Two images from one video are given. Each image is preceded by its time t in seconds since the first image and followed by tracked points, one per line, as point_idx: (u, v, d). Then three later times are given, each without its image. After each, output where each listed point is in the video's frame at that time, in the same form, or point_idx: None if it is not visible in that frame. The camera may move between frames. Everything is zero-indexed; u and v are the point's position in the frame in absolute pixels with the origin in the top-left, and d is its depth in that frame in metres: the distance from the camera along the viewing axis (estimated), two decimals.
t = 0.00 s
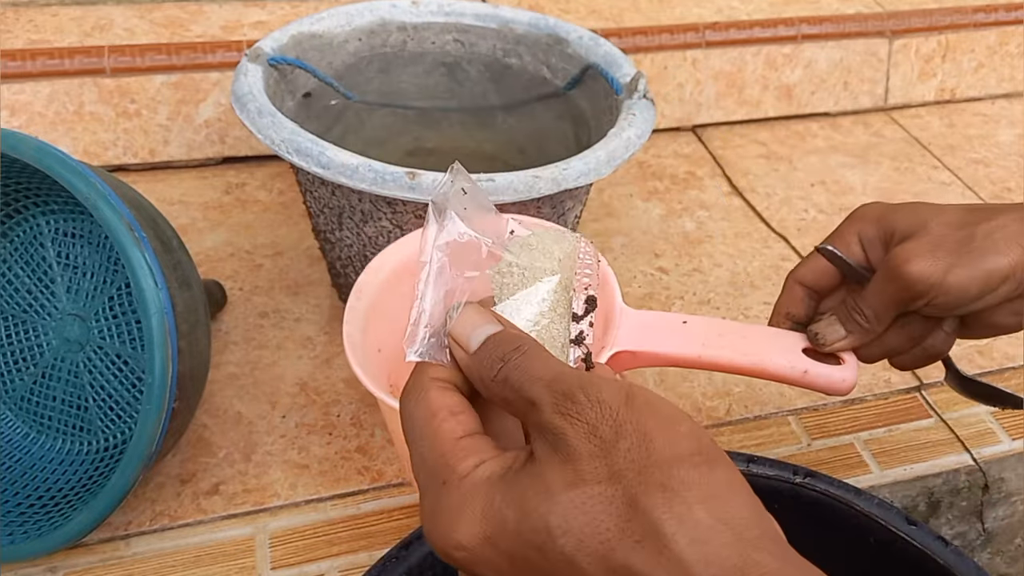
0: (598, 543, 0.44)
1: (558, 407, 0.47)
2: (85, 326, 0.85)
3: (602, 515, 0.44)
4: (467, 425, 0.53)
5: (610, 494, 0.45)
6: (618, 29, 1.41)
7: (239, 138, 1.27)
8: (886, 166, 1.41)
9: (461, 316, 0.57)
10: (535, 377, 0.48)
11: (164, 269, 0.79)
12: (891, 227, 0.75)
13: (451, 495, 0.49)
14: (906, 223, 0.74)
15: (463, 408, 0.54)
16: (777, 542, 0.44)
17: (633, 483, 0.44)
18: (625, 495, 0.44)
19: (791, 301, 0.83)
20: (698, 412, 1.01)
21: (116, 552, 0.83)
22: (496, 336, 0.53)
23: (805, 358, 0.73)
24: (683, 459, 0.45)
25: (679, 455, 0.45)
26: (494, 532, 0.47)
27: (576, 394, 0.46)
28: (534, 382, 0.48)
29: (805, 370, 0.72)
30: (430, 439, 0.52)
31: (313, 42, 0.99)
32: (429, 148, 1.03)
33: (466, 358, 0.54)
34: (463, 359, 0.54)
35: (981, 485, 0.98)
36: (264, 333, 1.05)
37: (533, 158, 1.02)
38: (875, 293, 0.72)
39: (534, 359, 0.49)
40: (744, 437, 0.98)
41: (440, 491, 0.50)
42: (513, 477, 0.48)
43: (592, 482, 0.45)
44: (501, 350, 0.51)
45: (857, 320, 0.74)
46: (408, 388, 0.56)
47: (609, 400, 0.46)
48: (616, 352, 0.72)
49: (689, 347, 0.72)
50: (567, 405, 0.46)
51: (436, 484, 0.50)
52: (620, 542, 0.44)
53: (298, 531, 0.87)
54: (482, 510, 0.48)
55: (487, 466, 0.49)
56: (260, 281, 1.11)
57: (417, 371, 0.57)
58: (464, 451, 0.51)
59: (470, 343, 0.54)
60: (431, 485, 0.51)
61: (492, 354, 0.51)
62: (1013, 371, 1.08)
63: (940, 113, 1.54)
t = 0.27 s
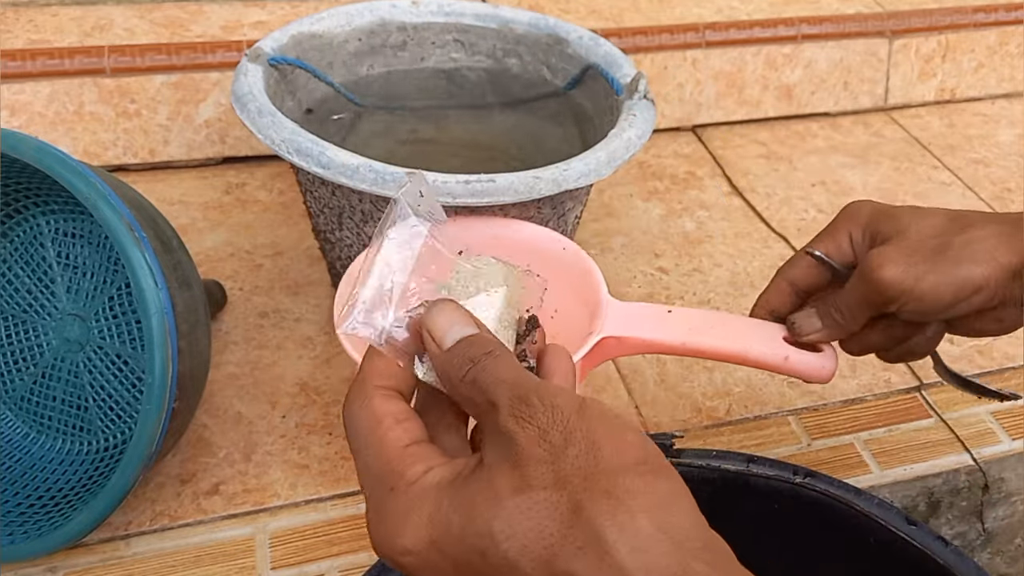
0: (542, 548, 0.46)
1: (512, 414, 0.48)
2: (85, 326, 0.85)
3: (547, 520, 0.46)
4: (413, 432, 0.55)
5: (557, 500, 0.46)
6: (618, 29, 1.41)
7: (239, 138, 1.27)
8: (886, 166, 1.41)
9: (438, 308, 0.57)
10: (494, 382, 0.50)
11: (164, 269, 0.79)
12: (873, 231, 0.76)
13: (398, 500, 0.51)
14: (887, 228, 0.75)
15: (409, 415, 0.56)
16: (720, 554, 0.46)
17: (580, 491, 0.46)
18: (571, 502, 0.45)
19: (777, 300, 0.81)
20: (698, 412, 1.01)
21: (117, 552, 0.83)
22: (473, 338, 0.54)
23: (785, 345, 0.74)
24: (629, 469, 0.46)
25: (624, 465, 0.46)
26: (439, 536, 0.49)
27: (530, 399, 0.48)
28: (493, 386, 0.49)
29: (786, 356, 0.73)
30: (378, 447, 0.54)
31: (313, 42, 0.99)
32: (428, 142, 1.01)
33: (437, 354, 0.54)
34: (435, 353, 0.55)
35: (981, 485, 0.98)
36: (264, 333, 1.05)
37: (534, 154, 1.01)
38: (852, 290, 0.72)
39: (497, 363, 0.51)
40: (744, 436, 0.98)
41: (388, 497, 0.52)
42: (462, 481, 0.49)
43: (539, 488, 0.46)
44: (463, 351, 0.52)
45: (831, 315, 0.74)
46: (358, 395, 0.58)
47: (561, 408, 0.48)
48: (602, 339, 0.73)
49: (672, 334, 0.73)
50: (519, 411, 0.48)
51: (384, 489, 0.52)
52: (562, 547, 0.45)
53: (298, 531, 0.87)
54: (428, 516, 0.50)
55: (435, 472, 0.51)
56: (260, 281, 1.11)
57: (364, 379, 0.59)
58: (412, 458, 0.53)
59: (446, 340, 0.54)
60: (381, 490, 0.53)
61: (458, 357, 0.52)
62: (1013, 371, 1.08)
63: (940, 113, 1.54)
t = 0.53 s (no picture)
0: (492, 514, 0.44)
1: (482, 385, 0.48)
2: (85, 326, 0.85)
3: (501, 486, 0.44)
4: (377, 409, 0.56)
5: (511, 467, 0.44)
6: (618, 29, 1.41)
7: (239, 138, 1.27)
8: (886, 166, 1.41)
9: (476, 319, 0.64)
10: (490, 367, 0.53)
11: (164, 269, 0.79)
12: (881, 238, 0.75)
13: (361, 463, 0.51)
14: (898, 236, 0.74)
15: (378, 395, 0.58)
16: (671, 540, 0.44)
17: (537, 458, 0.44)
18: (526, 468, 0.44)
19: (789, 287, 0.80)
20: (698, 412, 1.01)
21: (117, 552, 0.83)
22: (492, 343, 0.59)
23: (797, 334, 0.75)
24: (589, 445, 0.45)
25: (583, 440, 0.45)
26: (395, 499, 0.48)
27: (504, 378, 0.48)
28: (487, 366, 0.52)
29: (799, 344, 0.74)
30: (345, 415, 0.55)
31: (313, 42, 0.99)
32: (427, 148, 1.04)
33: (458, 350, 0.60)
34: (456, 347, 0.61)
35: (981, 485, 0.98)
36: (264, 333, 1.05)
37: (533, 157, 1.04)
38: (858, 287, 0.72)
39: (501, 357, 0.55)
40: (744, 436, 0.98)
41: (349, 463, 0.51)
42: (421, 449, 0.48)
43: (495, 454, 0.45)
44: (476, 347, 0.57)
45: (833, 309, 0.73)
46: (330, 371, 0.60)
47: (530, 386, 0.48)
48: (619, 333, 0.73)
49: (687, 326, 0.73)
50: (493, 383, 0.48)
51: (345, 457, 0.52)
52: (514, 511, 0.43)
53: (298, 531, 0.87)
54: (386, 479, 0.49)
55: (396, 443, 0.51)
56: (260, 281, 1.11)
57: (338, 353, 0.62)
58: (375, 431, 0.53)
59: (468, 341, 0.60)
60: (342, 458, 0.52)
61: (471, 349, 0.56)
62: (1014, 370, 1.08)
63: (940, 113, 1.54)
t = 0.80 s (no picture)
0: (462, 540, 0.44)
1: (449, 415, 0.48)
2: (85, 326, 0.85)
3: (471, 513, 0.44)
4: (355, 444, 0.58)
5: (478, 495, 0.45)
6: (618, 29, 1.41)
7: (239, 138, 1.27)
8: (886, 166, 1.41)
9: (439, 351, 0.62)
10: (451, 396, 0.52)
11: (164, 269, 0.79)
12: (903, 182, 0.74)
13: (336, 496, 0.52)
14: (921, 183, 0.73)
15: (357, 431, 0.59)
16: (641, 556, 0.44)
17: (505, 484, 0.44)
18: (495, 495, 0.44)
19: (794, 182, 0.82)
20: (698, 412, 1.01)
21: (117, 552, 0.83)
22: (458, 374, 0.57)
23: (801, 336, 0.75)
24: (555, 467, 0.45)
25: (549, 463, 0.45)
26: (369, 531, 0.48)
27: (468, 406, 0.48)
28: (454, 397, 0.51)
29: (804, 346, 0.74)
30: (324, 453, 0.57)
31: (313, 42, 0.99)
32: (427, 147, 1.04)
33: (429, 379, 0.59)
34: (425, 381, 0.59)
35: (982, 485, 0.98)
36: (264, 333, 1.05)
37: (532, 157, 1.03)
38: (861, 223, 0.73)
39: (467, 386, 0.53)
40: (744, 436, 0.98)
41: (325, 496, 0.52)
42: (393, 484, 0.49)
43: (464, 483, 0.45)
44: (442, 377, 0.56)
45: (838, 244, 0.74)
46: (311, 411, 0.62)
47: (496, 415, 0.48)
48: (629, 334, 0.73)
49: (695, 328, 0.74)
50: (459, 414, 0.48)
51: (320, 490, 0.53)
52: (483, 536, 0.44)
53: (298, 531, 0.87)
54: (357, 512, 0.49)
55: (368, 476, 0.52)
56: (260, 281, 1.11)
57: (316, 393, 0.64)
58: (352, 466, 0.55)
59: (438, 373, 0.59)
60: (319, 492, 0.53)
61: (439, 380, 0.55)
62: (1014, 371, 1.08)
63: (940, 113, 1.54)
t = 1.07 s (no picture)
0: None
1: (467, 457, 0.48)
2: (85, 326, 0.85)
3: (501, 560, 0.45)
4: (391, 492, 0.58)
5: (507, 538, 0.45)
6: (618, 29, 1.41)
7: (239, 138, 1.28)
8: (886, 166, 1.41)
9: (459, 366, 0.60)
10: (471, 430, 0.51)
11: (165, 269, 0.79)
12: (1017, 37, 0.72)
13: (382, 552, 0.52)
14: None
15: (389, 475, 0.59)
16: None
17: (529, 525, 0.44)
18: (520, 537, 0.44)
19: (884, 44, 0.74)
20: (698, 412, 1.01)
21: (117, 552, 0.83)
22: (477, 391, 0.55)
23: (803, 336, 0.75)
24: (573, 498, 0.45)
25: (569, 496, 0.45)
26: None
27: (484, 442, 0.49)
28: (472, 430, 0.50)
29: (803, 345, 0.74)
30: (357, 504, 0.57)
31: (313, 42, 0.99)
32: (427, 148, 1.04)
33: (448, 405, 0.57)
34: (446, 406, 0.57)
35: (982, 485, 0.98)
36: (264, 333, 1.05)
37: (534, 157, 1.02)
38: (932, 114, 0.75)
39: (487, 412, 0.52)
40: (744, 436, 0.98)
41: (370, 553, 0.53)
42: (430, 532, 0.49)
43: (491, 529, 0.45)
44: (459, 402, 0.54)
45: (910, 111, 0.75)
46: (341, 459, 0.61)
47: (511, 447, 0.48)
48: (628, 335, 0.73)
49: (694, 328, 0.74)
50: (476, 454, 0.48)
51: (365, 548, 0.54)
52: None
53: (298, 531, 0.87)
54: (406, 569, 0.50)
55: (409, 529, 0.52)
56: (260, 281, 1.11)
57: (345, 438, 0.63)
58: (389, 516, 0.55)
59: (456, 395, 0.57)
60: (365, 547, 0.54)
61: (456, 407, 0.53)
62: (1014, 371, 1.08)
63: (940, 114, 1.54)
